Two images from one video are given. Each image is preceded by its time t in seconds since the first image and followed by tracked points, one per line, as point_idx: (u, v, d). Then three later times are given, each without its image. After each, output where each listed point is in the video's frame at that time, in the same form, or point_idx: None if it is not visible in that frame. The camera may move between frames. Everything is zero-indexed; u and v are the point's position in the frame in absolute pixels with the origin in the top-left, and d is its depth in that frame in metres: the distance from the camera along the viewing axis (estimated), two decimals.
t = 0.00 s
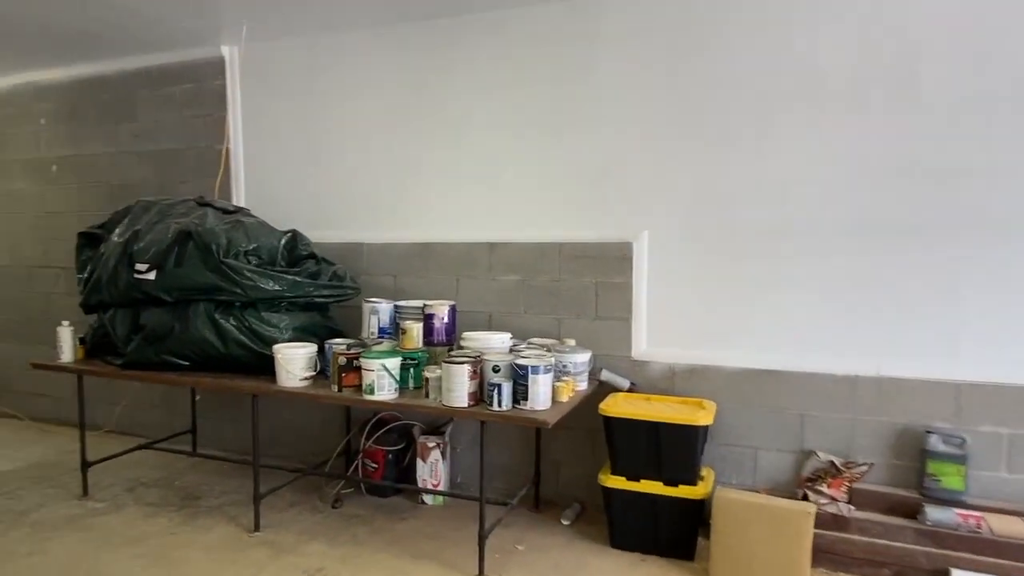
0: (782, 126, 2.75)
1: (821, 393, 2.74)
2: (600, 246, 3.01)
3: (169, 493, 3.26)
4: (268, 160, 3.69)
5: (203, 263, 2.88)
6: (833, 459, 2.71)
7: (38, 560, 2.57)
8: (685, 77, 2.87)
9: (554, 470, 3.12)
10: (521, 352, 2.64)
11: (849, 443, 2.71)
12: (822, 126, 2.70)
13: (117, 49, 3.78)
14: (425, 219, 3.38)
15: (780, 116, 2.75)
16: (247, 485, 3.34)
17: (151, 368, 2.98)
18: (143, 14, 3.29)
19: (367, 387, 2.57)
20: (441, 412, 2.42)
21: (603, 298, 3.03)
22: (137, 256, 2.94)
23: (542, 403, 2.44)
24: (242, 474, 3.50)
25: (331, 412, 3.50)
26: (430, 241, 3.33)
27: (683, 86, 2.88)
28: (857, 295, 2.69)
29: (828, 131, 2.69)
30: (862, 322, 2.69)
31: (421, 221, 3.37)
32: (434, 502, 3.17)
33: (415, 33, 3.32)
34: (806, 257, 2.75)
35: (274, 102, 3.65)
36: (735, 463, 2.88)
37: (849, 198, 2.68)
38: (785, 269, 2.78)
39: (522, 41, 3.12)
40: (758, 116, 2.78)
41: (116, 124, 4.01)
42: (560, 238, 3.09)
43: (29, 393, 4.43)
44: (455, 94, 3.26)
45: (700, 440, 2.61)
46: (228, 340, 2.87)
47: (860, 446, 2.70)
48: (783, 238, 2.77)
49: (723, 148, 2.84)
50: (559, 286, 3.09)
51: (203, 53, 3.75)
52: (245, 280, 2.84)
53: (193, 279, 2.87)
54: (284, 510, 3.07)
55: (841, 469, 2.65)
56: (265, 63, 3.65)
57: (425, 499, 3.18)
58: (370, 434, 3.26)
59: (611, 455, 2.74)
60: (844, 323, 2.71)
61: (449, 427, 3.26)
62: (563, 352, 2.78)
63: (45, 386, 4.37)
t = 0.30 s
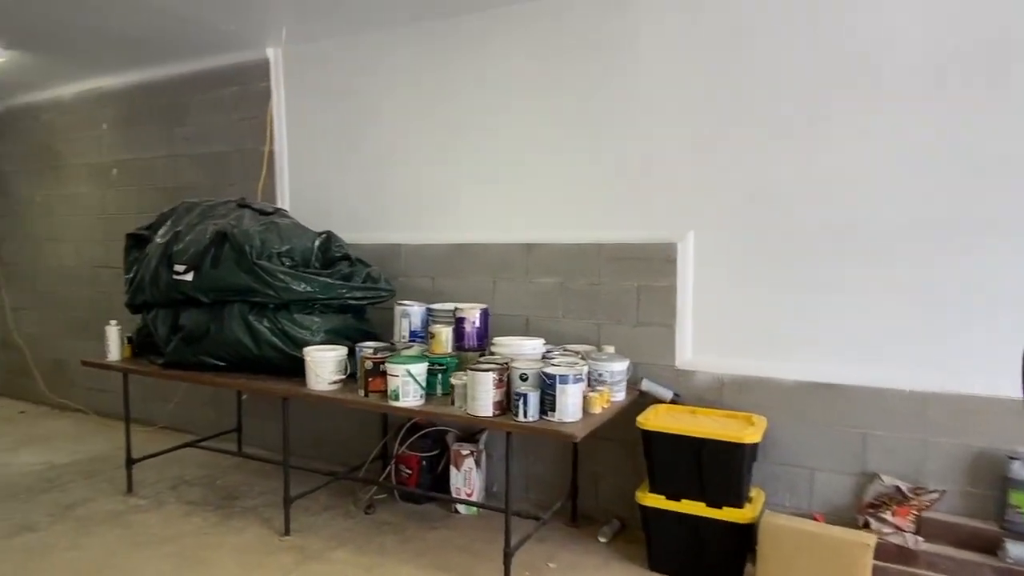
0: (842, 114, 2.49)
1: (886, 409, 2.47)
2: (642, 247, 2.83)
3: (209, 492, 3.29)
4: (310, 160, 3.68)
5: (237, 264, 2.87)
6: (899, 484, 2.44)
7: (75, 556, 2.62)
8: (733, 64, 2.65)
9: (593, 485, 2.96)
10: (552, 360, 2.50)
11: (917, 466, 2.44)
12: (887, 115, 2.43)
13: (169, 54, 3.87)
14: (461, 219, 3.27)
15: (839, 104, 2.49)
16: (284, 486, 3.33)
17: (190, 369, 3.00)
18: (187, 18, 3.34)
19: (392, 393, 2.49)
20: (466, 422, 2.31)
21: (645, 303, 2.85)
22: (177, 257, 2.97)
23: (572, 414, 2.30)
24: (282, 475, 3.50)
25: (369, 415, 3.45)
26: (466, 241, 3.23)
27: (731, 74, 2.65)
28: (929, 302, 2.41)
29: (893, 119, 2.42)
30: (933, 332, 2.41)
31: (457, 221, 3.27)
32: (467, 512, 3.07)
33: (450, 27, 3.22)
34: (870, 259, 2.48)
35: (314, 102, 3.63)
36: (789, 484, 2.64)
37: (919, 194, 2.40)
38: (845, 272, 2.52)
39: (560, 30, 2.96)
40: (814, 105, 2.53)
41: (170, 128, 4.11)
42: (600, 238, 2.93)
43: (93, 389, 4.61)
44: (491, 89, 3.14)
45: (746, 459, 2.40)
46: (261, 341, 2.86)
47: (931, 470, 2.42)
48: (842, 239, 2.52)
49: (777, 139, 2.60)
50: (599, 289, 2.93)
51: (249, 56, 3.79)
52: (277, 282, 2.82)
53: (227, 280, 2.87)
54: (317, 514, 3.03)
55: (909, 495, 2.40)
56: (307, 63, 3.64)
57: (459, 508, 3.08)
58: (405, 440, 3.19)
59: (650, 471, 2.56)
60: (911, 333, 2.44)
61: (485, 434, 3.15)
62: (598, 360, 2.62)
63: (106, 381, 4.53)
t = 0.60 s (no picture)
0: (910, 98, 2.23)
1: (959, 428, 2.20)
2: (685, 247, 2.64)
3: (248, 490, 3.31)
4: (351, 158, 3.66)
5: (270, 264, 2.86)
6: (974, 514, 2.17)
7: (112, 550, 2.67)
8: (784, 46, 2.42)
9: (633, 499, 2.80)
10: (582, 367, 2.36)
11: (997, 494, 2.15)
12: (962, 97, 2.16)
13: (220, 56, 3.94)
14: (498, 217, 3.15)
15: (905, 86, 2.24)
16: (321, 487, 3.31)
17: (227, 367, 3.01)
18: (232, 20, 3.37)
19: (415, 398, 2.40)
20: (487, 430, 2.20)
21: (688, 306, 2.66)
22: (215, 256, 2.99)
23: (599, 426, 2.15)
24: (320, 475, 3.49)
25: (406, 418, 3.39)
26: (503, 240, 3.11)
27: (782, 57, 2.43)
28: (1010, 308, 2.13)
29: (969, 102, 2.15)
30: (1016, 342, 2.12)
31: (493, 218, 3.16)
32: (501, 522, 2.95)
33: (486, 18, 3.10)
34: (942, 259, 2.21)
35: (355, 100, 3.60)
36: (846, 508, 2.40)
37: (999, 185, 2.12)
38: (912, 273, 2.26)
39: (599, 16, 2.79)
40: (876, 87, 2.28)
41: (223, 129, 4.18)
42: (640, 236, 2.75)
43: (153, 384, 4.76)
44: (529, 81, 3.00)
45: (794, 480, 2.18)
46: (292, 341, 2.83)
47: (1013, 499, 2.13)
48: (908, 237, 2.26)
49: (835, 127, 2.35)
50: (639, 290, 2.76)
51: (294, 56, 3.80)
52: (308, 281, 2.79)
53: (260, 280, 2.86)
54: (349, 517, 2.99)
55: (985, 527, 2.13)
56: (349, 62, 3.61)
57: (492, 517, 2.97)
58: (438, 444, 3.10)
59: (689, 489, 2.38)
60: (989, 342, 2.16)
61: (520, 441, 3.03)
62: (634, 367, 2.46)
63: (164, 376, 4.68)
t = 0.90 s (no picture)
0: (990, 78, 1.96)
1: None
2: (733, 247, 2.44)
3: (289, 489, 3.32)
4: (395, 158, 3.62)
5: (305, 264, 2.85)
6: None
7: (150, 544, 2.72)
8: (843, 24, 2.19)
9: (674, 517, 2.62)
10: (614, 376, 2.21)
11: None
12: None
13: (271, 59, 3.99)
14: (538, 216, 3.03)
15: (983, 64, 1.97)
16: (360, 489, 3.29)
17: (267, 367, 3.03)
18: (277, 22, 3.39)
19: (441, 404, 2.32)
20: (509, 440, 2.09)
21: (736, 312, 2.46)
22: (255, 256, 3.00)
23: (629, 440, 2.00)
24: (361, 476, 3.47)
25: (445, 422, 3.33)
26: (543, 240, 2.99)
27: (840, 38, 2.20)
28: None
29: None
30: None
31: (533, 218, 3.04)
32: (536, 535, 2.83)
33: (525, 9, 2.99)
34: None
35: (399, 99, 3.56)
36: (912, 539, 2.15)
37: None
38: (990, 278, 1.99)
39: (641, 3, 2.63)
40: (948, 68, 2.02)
41: (276, 131, 4.25)
42: (685, 236, 2.57)
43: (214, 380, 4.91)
44: (571, 73, 2.86)
45: (847, 507, 1.97)
46: (327, 343, 2.81)
47: None
48: (985, 236, 1.99)
49: (884, 118, 2.14)
50: (683, 294, 2.58)
51: (341, 56, 3.80)
52: (342, 282, 2.76)
53: (296, 280, 2.85)
54: (382, 522, 2.95)
55: None
56: (393, 60, 3.58)
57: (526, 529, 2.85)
58: (474, 450, 3.01)
59: (730, 510, 2.19)
60: None
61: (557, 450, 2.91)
62: (673, 377, 2.29)
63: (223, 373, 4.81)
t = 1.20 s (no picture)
0: None
1: None
2: (774, 247, 2.25)
3: (326, 487, 3.33)
4: (434, 157, 3.58)
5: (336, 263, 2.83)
6: None
7: (185, 538, 2.77)
8: None
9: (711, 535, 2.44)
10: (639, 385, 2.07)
11: None
12: None
13: (317, 60, 4.03)
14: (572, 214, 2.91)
15: None
16: (394, 491, 3.25)
17: (300, 366, 3.04)
18: (317, 23, 3.40)
19: (458, 409, 2.24)
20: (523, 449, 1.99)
21: (779, 317, 2.26)
22: (290, 255, 3.02)
23: (648, 454, 1.85)
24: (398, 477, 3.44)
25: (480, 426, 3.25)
26: (577, 239, 2.87)
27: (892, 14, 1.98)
28: None
29: None
30: None
31: (567, 216, 2.92)
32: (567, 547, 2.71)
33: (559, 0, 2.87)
34: None
35: (437, 96, 3.52)
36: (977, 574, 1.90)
37: None
38: None
39: None
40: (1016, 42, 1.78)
41: (324, 132, 4.29)
42: (723, 234, 2.39)
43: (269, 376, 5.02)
44: (604, 65, 2.72)
45: (896, 536, 1.76)
46: (355, 342, 2.78)
47: None
48: None
49: (943, 101, 1.90)
50: (722, 297, 2.40)
51: (383, 56, 3.80)
52: (369, 282, 2.73)
53: (327, 279, 2.84)
54: (411, 525, 2.90)
55: None
56: (432, 58, 3.53)
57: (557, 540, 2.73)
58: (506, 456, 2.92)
59: (766, 532, 2.01)
60: None
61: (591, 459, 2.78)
62: (706, 387, 2.12)
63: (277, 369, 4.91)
